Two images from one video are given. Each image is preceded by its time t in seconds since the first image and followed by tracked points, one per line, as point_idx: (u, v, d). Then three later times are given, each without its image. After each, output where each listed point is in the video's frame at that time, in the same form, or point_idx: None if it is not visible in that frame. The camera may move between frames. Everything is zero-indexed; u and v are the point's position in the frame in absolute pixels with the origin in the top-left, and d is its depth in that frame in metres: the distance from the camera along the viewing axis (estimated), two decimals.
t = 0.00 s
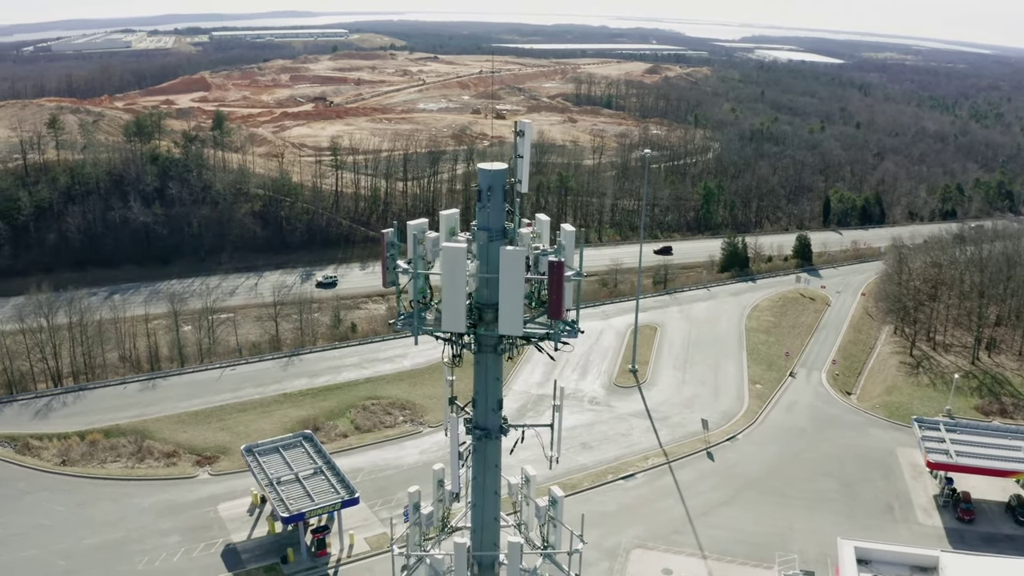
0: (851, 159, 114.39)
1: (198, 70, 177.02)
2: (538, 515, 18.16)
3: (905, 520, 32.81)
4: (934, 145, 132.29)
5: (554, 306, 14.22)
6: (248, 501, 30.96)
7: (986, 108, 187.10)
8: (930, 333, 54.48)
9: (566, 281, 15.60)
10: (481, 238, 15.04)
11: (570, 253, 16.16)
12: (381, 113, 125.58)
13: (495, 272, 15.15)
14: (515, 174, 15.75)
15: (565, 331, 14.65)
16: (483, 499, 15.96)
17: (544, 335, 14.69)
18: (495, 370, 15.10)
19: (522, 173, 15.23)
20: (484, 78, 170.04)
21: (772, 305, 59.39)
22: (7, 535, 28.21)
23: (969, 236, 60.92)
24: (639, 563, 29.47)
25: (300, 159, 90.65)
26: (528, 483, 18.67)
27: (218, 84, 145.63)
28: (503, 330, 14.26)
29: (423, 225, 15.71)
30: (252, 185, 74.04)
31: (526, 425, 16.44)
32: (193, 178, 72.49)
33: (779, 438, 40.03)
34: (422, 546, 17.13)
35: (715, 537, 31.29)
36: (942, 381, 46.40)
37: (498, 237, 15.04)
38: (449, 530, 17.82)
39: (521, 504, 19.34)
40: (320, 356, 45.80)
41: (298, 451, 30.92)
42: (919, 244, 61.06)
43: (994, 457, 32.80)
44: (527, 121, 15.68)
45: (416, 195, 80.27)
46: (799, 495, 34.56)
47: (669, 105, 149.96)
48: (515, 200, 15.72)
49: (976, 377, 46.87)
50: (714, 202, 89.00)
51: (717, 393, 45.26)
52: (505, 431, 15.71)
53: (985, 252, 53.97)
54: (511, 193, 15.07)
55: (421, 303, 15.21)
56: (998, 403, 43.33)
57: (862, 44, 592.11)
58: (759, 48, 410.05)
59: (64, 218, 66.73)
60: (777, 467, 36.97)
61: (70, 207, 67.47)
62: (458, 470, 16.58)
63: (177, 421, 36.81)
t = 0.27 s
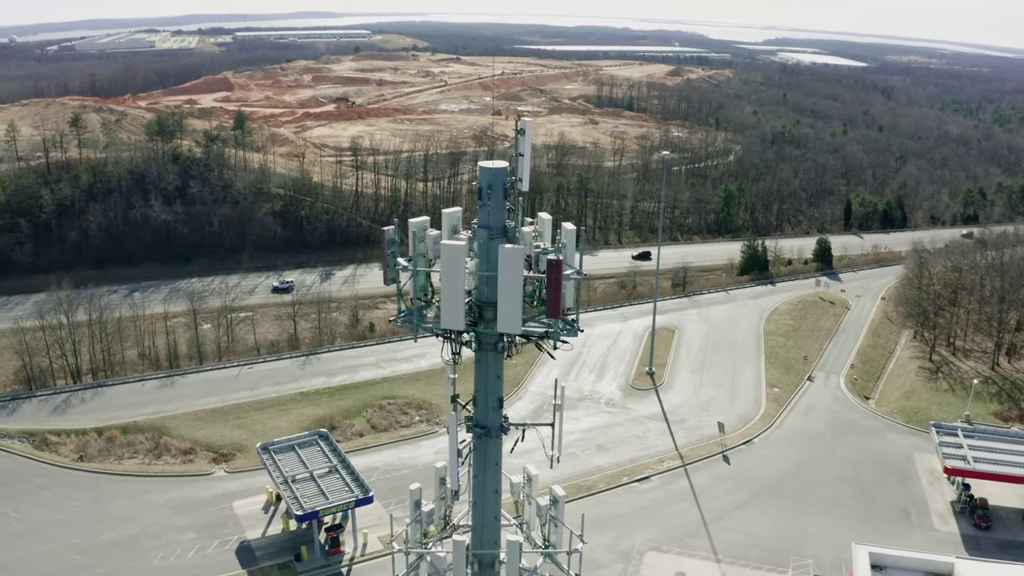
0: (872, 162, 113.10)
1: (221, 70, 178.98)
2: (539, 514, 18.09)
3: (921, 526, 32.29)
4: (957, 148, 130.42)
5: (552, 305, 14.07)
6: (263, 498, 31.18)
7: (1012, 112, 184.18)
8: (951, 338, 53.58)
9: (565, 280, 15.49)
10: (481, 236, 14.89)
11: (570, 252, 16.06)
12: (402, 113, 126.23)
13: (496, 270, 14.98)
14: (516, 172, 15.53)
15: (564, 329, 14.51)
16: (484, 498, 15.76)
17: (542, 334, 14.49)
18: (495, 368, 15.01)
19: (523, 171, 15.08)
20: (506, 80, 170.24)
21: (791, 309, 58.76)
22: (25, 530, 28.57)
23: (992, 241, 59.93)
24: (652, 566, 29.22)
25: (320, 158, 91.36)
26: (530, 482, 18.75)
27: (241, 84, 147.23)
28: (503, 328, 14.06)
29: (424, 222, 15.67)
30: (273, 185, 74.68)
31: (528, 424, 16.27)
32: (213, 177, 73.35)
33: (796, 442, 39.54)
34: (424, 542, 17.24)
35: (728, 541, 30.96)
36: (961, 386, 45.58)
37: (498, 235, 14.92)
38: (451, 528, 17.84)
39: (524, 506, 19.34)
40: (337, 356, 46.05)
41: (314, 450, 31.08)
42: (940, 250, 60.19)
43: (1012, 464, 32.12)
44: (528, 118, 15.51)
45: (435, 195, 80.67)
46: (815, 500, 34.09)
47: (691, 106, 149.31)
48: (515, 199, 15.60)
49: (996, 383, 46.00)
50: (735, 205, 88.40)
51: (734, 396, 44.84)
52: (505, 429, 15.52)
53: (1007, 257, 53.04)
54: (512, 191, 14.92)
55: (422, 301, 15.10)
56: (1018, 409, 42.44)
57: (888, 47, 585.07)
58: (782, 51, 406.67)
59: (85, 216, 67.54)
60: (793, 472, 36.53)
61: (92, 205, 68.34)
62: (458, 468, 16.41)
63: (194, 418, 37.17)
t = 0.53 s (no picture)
0: (895, 164, 111.63)
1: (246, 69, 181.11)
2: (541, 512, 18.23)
3: (939, 531, 31.76)
4: (983, 151, 128.37)
5: (551, 302, 13.94)
6: (279, 495, 31.39)
7: None
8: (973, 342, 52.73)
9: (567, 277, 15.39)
10: (482, 233, 14.86)
11: (571, 250, 16.08)
12: (425, 113, 126.81)
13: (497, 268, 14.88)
14: (517, 169, 15.45)
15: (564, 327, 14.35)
16: (484, 495, 15.61)
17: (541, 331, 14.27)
18: (495, 365, 14.94)
19: (524, 168, 15.02)
20: (529, 80, 170.28)
21: (811, 311, 58.05)
22: (44, 524, 28.96)
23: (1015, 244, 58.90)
24: (666, 568, 28.95)
25: (342, 158, 91.98)
26: (532, 479, 18.82)
27: (264, 83, 148.64)
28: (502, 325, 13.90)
29: (426, 219, 16.07)
30: (294, 184, 75.25)
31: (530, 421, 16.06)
32: (235, 175, 74.03)
33: (814, 446, 39.07)
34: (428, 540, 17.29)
35: (743, 544, 30.61)
36: (982, 391, 44.86)
37: (499, 232, 14.83)
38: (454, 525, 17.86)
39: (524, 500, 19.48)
40: (355, 354, 46.25)
41: (330, 447, 31.23)
42: (962, 252, 59.28)
43: None
44: (530, 115, 15.45)
45: (454, 194, 81.00)
46: (832, 503, 33.65)
47: (713, 108, 148.42)
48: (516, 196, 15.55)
49: (1017, 388, 45.24)
50: (756, 206, 87.66)
51: (752, 399, 44.37)
52: (507, 426, 15.36)
53: None
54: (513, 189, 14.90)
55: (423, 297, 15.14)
56: None
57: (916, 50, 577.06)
58: (806, 52, 402.64)
59: (107, 214, 68.29)
60: (810, 475, 36.06)
61: (113, 202, 69.19)
62: (458, 464, 16.22)
63: (212, 415, 37.52)
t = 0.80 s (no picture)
0: (916, 167, 110.12)
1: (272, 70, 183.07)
2: (544, 511, 18.99)
3: (957, 536, 31.19)
4: (1009, 155, 126.21)
5: (550, 300, 14.11)
6: (295, 493, 31.59)
7: None
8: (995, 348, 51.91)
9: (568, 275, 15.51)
10: (484, 230, 14.95)
11: (572, 249, 16.45)
12: (447, 114, 127.24)
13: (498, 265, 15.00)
14: (519, 167, 15.68)
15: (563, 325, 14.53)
16: (486, 493, 15.88)
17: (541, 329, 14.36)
18: (496, 363, 14.95)
19: (526, 166, 15.08)
20: (552, 82, 170.23)
21: (831, 315, 57.26)
22: (61, 519, 29.20)
23: None
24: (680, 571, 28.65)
25: (364, 158, 92.57)
26: (536, 479, 19.56)
27: (288, 83, 149.96)
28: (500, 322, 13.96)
29: (429, 217, 16.21)
30: (315, 184, 75.80)
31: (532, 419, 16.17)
32: (257, 174, 74.67)
33: (833, 450, 38.55)
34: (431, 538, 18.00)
35: (759, 548, 30.21)
36: (1003, 398, 44.16)
37: (500, 230, 14.91)
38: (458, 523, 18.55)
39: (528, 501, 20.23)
40: (373, 353, 46.45)
41: (346, 446, 31.32)
42: (985, 257, 58.51)
43: None
44: (531, 114, 15.67)
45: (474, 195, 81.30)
46: (849, 507, 33.17)
47: (736, 110, 147.43)
48: (517, 193, 15.63)
49: None
50: (778, 209, 86.85)
51: (770, 402, 43.81)
52: (508, 424, 15.46)
53: None
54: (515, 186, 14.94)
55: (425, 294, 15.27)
56: None
57: (939, 51, 570.46)
58: (830, 55, 398.13)
59: (129, 212, 69.19)
60: (827, 479, 35.54)
61: (136, 201, 70.07)
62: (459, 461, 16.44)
63: (230, 413, 37.86)
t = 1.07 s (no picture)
0: (940, 171, 108.41)
1: (298, 70, 184.85)
2: (545, 510, 19.35)
3: (976, 543, 30.57)
4: None
5: (549, 298, 14.35)
6: (311, 491, 31.80)
7: None
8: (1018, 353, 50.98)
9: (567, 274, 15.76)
10: (485, 228, 15.36)
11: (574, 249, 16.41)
12: (470, 115, 127.53)
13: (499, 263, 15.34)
14: (521, 166, 15.97)
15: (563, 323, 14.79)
16: (486, 491, 16.29)
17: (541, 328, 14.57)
18: (496, 362, 15.28)
19: (526, 165, 15.45)
20: (575, 83, 169.96)
21: (852, 319, 56.50)
22: (78, 513, 29.51)
23: None
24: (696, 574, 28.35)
25: (386, 158, 93.11)
26: (539, 477, 19.91)
27: (312, 84, 151.24)
28: (498, 319, 14.29)
29: (431, 214, 16.46)
30: (337, 184, 76.30)
31: (533, 418, 16.47)
32: (279, 174, 75.33)
33: (852, 454, 38.00)
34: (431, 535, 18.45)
35: (775, 552, 29.81)
36: None
37: (501, 228, 15.30)
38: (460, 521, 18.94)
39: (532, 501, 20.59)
40: (392, 352, 46.68)
41: (362, 445, 31.46)
42: (1009, 261, 57.54)
43: None
44: (532, 113, 15.97)
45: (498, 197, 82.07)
46: (866, 512, 32.70)
47: (759, 113, 146.20)
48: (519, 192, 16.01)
49: None
50: (801, 212, 85.91)
51: (788, 405, 43.27)
52: (509, 423, 15.77)
53: None
54: (515, 184, 15.31)
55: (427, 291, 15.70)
56: None
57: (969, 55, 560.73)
58: (856, 57, 393.17)
59: (152, 210, 70.12)
60: (845, 484, 35.00)
61: (159, 199, 70.95)
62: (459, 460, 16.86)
63: (248, 410, 38.20)
